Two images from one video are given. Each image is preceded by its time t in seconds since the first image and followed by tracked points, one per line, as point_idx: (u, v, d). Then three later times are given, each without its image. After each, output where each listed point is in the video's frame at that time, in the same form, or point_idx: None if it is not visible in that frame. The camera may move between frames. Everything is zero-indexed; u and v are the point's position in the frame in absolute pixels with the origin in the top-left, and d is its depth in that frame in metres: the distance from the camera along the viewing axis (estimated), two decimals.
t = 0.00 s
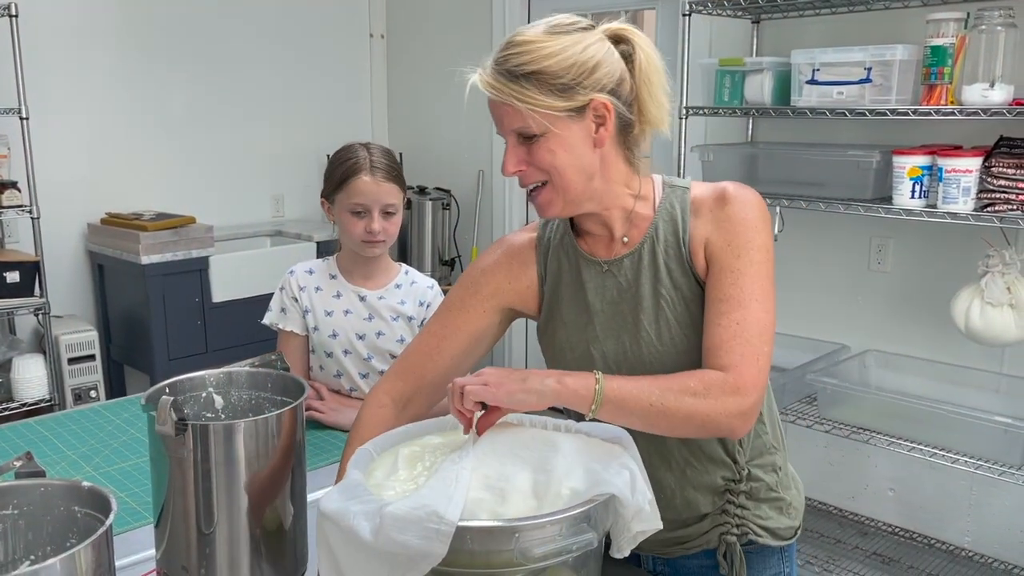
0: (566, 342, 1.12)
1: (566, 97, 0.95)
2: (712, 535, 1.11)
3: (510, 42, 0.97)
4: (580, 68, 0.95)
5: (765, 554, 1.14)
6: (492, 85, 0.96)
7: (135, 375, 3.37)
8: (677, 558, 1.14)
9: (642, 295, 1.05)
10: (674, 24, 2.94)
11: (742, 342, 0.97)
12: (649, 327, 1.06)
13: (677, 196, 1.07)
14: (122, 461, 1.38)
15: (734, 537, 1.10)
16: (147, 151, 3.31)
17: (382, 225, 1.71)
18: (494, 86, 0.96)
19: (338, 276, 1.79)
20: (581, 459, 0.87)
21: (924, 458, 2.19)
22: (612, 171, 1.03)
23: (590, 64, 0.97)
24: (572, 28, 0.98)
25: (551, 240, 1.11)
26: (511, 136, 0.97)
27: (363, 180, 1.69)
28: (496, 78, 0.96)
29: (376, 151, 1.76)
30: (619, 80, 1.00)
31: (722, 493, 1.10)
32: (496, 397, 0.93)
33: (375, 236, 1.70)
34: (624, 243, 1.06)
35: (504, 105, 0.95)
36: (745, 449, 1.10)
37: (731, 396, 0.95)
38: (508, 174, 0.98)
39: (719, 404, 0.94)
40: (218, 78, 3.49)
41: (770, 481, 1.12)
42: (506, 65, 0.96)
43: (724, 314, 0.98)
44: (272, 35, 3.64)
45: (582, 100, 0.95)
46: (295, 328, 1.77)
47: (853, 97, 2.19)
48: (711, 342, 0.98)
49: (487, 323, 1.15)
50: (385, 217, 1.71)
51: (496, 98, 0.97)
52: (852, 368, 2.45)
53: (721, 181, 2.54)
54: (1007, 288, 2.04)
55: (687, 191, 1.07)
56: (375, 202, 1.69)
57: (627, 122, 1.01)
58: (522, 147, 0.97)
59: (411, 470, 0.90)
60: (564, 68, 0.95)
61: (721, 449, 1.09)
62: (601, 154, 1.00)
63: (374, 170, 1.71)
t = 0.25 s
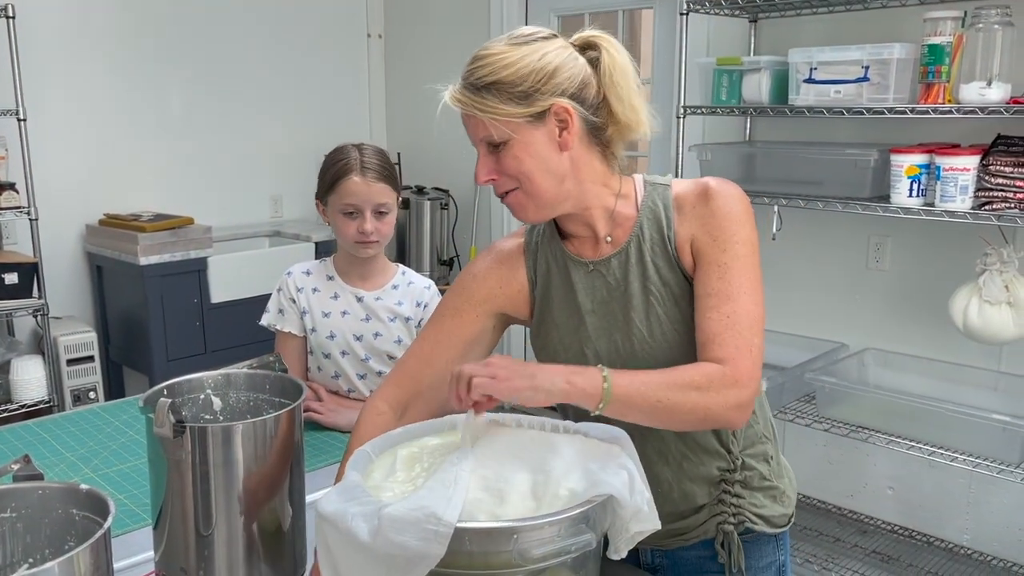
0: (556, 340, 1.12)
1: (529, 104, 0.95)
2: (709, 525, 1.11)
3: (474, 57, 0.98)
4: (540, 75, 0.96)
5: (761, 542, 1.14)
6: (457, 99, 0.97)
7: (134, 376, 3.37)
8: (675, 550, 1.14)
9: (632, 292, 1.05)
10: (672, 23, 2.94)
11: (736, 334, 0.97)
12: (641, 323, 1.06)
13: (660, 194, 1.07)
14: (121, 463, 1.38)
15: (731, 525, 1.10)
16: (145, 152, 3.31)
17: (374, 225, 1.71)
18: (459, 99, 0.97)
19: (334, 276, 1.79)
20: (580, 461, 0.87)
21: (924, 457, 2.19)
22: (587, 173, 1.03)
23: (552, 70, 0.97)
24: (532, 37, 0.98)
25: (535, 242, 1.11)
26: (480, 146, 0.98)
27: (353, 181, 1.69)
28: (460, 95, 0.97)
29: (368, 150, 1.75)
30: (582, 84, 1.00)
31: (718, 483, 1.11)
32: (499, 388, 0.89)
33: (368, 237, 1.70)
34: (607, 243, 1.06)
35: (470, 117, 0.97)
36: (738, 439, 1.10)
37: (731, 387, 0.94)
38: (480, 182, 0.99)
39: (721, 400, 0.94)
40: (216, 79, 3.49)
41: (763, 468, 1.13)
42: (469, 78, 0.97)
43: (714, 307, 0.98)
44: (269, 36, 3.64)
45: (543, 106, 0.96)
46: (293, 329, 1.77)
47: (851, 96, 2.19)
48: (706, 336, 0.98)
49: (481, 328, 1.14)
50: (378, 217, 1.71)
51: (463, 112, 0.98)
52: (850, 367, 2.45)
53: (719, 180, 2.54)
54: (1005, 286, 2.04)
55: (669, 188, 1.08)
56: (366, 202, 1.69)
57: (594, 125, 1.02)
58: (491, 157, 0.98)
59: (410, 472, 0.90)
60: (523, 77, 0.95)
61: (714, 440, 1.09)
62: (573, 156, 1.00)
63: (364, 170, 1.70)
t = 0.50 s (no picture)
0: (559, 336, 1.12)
1: (554, 93, 0.94)
2: (698, 526, 1.10)
3: (492, 51, 0.96)
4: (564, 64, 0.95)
5: (751, 546, 1.13)
6: (479, 90, 0.95)
7: (133, 377, 3.37)
8: (664, 549, 1.14)
9: (631, 288, 1.05)
10: (670, 22, 2.94)
11: (745, 338, 0.94)
12: (637, 319, 1.05)
13: (667, 193, 1.06)
14: (120, 464, 1.38)
15: (720, 529, 1.09)
16: (143, 153, 3.31)
17: (370, 226, 1.71)
18: (482, 91, 0.95)
19: (333, 278, 1.79)
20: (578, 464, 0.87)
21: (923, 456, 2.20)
22: (602, 166, 1.03)
23: (573, 61, 0.97)
24: (548, 31, 0.98)
25: (541, 237, 1.12)
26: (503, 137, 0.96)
27: (348, 182, 1.69)
28: (484, 87, 0.94)
29: (363, 152, 1.75)
30: (600, 76, 1.00)
31: (708, 485, 1.10)
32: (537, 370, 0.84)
33: (364, 238, 1.70)
34: (613, 239, 1.06)
35: (495, 107, 0.94)
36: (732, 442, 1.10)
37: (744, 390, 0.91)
38: (506, 175, 0.96)
39: (737, 403, 0.91)
40: (214, 80, 3.49)
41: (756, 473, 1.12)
42: (492, 70, 0.95)
43: (723, 308, 0.96)
44: (267, 36, 3.64)
45: (569, 94, 0.95)
46: (292, 330, 1.77)
47: (848, 95, 2.19)
48: (718, 337, 0.95)
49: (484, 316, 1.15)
50: (374, 218, 1.71)
51: (486, 104, 0.95)
52: (849, 366, 2.45)
53: (718, 179, 2.54)
54: (1003, 285, 2.04)
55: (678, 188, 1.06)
56: (361, 203, 1.69)
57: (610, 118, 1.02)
58: (518, 149, 0.95)
59: (409, 473, 0.90)
60: (548, 66, 0.94)
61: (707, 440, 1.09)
62: (593, 147, 1.00)
63: (359, 172, 1.71)
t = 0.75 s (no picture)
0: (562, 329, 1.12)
1: (609, 75, 0.95)
2: (678, 537, 1.08)
3: (551, 22, 0.95)
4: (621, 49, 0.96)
5: (735, 561, 1.09)
6: (535, 60, 0.94)
7: (130, 378, 3.37)
8: (646, 555, 1.12)
9: (638, 286, 1.04)
10: (666, 22, 2.94)
11: (753, 353, 0.90)
12: (637, 315, 1.04)
13: (689, 199, 1.04)
14: (117, 466, 1.37)
15: (698, 544, 1.07)
16: (140, 154, 3.31)
17: (367, 226, 1.70)
18: (539, 61, 0.94)
19: (331, 278, 1.79)
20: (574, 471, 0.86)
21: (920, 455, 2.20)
22: (640, 154, 1.03)
23: (629, 44, 0.97)
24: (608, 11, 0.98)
25: (566, 223, 1.14)
26: (551, 110, 0.95)
27: (343, 182, 1.69)
28: (539, 53, 0.94)
29: (360, 153, 1.76)
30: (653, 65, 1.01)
31: (692, 498, 1.08)
32: (559, 350, 0.82)
33: (361, 238, 1.70)
34: (632, 234, 1.05)
35: (550, 80, 0.94)
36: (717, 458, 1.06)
37: (744, 408, 0.87)
38: (549, 149, 0.96)
39: (741, 418, 0.87)
40: (210, 81, 3.48)
41: (743, 494, 1.08)
42: (552, 41, 0.94)
43: (734, 318, 0.92)
44: (264, 37, 3.63)
45: (623, 78, 0.96)
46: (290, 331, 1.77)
47: (845, 95, 2.19)
48: (726, 347, 0.91)
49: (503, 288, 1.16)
50: (370, 218, 1.71)
51: (540, 74, 0.94)
52: (847, 365, 2.46)
53: (715, 179, 2.54)
54: (1000, 284, 2.05)
55: (703, 194, 1.04)
56: (357, 204, 1.69)
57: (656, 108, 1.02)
58: (563, 123, 0.95)
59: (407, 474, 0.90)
60: (607, 46, 0.95)
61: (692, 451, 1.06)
62: (635, 134, 1.00)
63: (354, 172, 1.71)
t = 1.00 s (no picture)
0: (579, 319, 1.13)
1: (661, 68, 0.95)
2: (666, 549, 1.08)
3: (608, 11, 0.96)
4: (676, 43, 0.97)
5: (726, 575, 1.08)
6: (590, 46, 0.95)
7: (126, 380, 3.36)
8: (634, 564, 1.11)
9: (655, 287, 1.04)
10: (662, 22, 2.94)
11: (766, 372, 0.88)
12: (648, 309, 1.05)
13: (722, 209, 1.03)
14: (112, 469, 1.37)
15: (686, 559, 1.06)
16: (135, 155, 3.30)
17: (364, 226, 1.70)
18: (593, 48, 0.95)
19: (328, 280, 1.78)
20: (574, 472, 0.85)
21: (917, 455, 2.20)
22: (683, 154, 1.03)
23: (683, 40, 0.98)
24: (666, 6, 0.99)
25: (597, 213, 1.15)
26: (599, 100, 0.96)
27: (339, 183, 1.69)
28: (594, 39, 0.95)
29: (356, 153, 1.75)
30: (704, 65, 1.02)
31: (684, 511, 1.08)
32: (562, 353, 0.79)
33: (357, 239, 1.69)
34: (659, 233, 1.05)
35: (602, 68, 0.94)
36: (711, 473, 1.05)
37: (748, 430, 0.84)
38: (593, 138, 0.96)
39: (746, 439, 0.85)
40: (206, 81, 3.47)
41: (736, 512, 1.07)
42: (608, 29, 0.95)
43: (752, 332, 0.90)
44: (260, 38, 3.63)
45: (675, 73, 0.96)
46: (286, 332, 1.76)
47: (842, 95, 2.19)
48: (739, 362, 0.89)
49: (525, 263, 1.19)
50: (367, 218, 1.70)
51: (593, 61, 0.95)
52: (844, 365, 2.45)
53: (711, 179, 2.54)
54: (997, 284, 2.05)
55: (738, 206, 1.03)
56: (353, 204, 1.69)
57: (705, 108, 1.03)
58: (609, 113, 0.96)
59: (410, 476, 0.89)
60: (662, 40, 0.96)
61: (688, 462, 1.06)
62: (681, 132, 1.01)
63: (350, 173, 1.70)
